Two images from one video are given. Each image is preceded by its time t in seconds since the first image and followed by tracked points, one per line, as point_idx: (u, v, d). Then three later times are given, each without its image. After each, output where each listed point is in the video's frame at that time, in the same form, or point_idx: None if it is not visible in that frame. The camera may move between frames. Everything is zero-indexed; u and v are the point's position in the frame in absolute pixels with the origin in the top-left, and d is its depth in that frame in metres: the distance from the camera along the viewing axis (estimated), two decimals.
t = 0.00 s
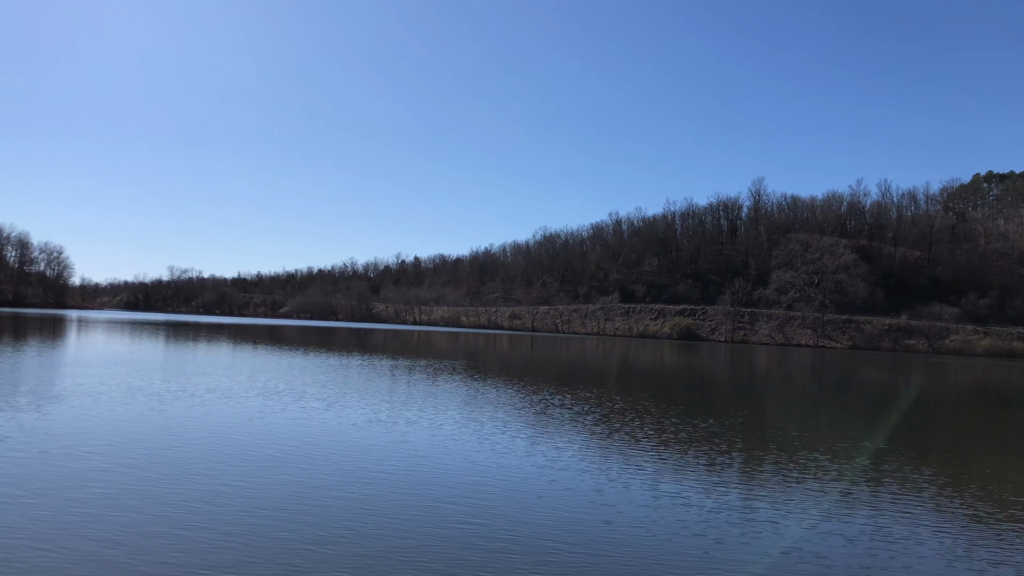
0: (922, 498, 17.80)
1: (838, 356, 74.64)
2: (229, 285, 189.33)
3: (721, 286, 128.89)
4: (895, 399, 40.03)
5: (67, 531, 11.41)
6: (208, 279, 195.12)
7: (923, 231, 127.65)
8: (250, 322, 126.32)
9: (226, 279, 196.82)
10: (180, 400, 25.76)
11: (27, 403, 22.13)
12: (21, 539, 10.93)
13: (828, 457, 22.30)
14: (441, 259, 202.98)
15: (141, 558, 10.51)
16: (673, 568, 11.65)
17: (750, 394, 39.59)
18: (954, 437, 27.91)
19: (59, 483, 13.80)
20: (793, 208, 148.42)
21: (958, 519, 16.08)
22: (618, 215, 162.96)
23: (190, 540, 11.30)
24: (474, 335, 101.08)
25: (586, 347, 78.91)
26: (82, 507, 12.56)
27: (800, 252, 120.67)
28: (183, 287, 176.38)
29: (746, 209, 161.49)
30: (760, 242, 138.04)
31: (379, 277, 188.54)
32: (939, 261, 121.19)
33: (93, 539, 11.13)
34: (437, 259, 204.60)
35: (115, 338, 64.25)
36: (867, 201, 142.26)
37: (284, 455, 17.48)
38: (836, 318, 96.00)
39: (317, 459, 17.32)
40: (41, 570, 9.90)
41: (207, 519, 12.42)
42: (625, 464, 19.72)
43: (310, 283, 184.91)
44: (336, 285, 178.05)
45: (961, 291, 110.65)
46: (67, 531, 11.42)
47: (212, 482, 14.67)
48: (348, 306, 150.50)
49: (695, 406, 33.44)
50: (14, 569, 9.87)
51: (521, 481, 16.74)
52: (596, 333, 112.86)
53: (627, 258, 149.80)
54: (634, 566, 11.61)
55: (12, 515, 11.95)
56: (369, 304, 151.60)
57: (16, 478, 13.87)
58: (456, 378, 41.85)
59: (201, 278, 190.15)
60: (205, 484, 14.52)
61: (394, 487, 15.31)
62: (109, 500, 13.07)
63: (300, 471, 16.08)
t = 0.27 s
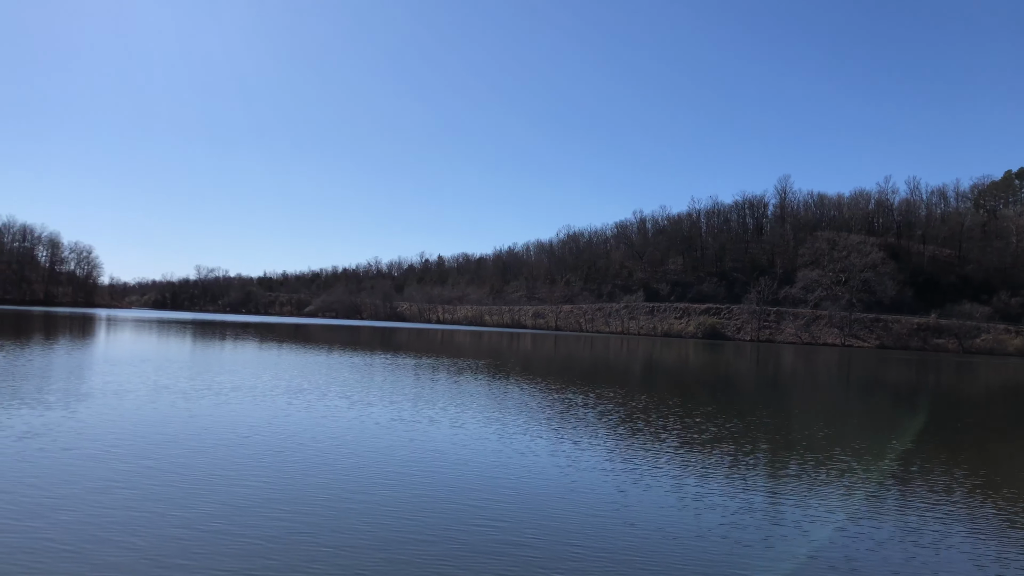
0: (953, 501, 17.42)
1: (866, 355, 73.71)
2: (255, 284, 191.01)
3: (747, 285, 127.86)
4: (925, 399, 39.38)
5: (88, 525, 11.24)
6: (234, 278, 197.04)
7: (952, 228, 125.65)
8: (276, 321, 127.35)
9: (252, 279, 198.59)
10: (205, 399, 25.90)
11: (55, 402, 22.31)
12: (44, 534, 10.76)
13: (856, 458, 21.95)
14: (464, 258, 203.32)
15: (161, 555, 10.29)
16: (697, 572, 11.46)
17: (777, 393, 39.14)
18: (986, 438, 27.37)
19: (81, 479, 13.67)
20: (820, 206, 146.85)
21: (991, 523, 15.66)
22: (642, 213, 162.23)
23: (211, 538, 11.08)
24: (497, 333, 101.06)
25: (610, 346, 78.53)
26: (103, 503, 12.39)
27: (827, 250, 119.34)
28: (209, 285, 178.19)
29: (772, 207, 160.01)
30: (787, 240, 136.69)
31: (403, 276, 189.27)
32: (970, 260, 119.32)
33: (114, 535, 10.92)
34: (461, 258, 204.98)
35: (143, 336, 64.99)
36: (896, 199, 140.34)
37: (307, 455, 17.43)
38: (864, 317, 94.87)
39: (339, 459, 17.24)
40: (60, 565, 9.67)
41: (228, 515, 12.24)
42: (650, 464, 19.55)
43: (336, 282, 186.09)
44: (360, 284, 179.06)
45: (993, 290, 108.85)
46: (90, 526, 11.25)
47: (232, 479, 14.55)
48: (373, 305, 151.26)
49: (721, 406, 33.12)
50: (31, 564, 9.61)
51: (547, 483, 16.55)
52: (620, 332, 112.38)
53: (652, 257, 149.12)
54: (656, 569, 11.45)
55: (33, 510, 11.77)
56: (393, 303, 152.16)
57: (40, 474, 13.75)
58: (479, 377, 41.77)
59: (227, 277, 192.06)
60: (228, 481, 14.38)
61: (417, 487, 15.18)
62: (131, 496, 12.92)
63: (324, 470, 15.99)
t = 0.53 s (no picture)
0: (985, 502, 17.09)
1: (895, 354, 72.70)
2: (280, 282, 192.55)
3: (773, 282, 126.73)
4: (955, 398, 38.76)
5: (105, 524, 11.21)
6: (260, 276, 198.77)
7: (983, 225, 123.47)
8: (302, 318, 128.27)
9: (278, 277, 200.19)
10: (229, 397, 26.07)
11: (82, 399, 22.56)
12: (60, 532, 10.72)
13: (884, 458, 21.63)
14: (488, 256, 203.42)
15: (176, 555, 10.20)
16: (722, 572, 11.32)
17: (803, 392, 38.73)
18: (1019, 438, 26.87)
19: (101, 477, 13.68)
20: (847, 203, 145.08)
21: None
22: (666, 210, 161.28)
23: (227, 538, 10.99)
24: (521, 332, 101.05)
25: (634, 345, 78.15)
26: (121, 502, 12.36)
27: (854, 248, 117.88)
28: (235, 283, 179.90)
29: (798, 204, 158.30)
30: (813, 238, 135.29)
31: (427, 275, 189.78)
32: (1001, 257, 117.29)
33: (131, 534, 10.87)
34: (485, 256, 205.09)
35: (170, 334, 65.68)
36: (925, 195, 138.20)
37: (328, 452, 17.45)
38: (892, 315, 93.70)
39: (360, 456, 17.26)
40: (75, 565, 9.61)
41: (245, 514, 12.19)
42: (673, 464, 19.39)
43: (360, 280, 187.06)
44: (384, 282, 179.91)
45: None
46: (106, 524, 11.21)
47: (250, 478, 14.54)
48: (397, 304, 151.90)
49: (745, 405, 32.80)
50: (46, 565, 9.55)
51: (568, 481, 16.45)
52: (645, 330, 111.87)
53: (676, 255, 148.29)
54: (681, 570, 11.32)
55: (51, 508, 11.77)
56: (417, 301, 152.61)
57: (59, 472, 13.78)
58: (502, 375, 41.73)
59: (254, 275, 193.78)
60: (246, 480, 14.35)
61: (436, 485, 15.11)
62: (149, 494, 12.91)
63: (344, 468, 15.97)
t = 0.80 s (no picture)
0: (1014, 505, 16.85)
1: (925, 354, 71.56)
2: (306, 282, 194.06)
3: (800, 281, 125.54)
4: (985, 399, 38.19)
5: (128, 522, 11.19)
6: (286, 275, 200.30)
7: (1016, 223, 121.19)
8: (327, 318, 129.16)
9: (304, 277, 201.82)
10: (256, 396, 26.24)
11: (110, 398, 22.78)
12: (83, 531, 10.71)
13: (913, 459, 21.40)
14: (512, 256, 203.51)
15: (199, 555, 10.14)
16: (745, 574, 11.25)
17: (831, 392, 38.34)
18: None
19: (125, 476, 13.69)
20: (875, 201, 143.20)
21: None
22: (692, 209, 160.29)
23: (250, 537, 10.93)
24: (545, 331, 100.93)
25: (660, 344, 77.82)
26: (145, 500, 12.34)
27: (883, 246, 116.42)
28: (262, 283, 181.46)
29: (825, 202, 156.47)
30: (841, 236, 133.79)
31: (451, 274, 190.31)
32: None
33: (154, 533, 10.82)
34: (509, 255, 205.19)
35: (198, 334, 66.33)
36: (955, 192, 135.97)
37: (352, 451, 17.48)
38: (922, 314, 92.49)
39: (385, 456, 17.27)
40: (98, 564, 9.56)
41: (269, 512, 12.16)
42: (700, 465, 19.22)
43: (385, 280, 188.04)
44: (409, 282, 180.49)
45: None
46: (130, 522, 11.21)
47: (274, 476, 14.56)
48: (421, 303, 152.49)
49: (772, 405, 32.51)
50: (69, 564, 9.50)
51: (594, 482, 16.36)
52: (670, 329, 111.29)
53: (701, 253, 147.44)
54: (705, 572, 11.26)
55: (75, 506, 11.77)
56: (441, 300, 153.02)
57: (84, 470, 13.82)
58: (527, 374, 41.71)
59: (280, 275, 195.51)
60: (269, 478, 14.34)
61: (460, 485, 15.06)
62: (172, 492, 12.91)
63: (369, 467, 15.96)
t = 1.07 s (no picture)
0: None
1: (956, 356, 70.38)
2: (332, 281, 195.26)
3: (828, 282, 124.17)
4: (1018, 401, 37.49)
5: (145, 521, 11.18)
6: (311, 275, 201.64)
7: None
8: (352, 317, 129.91)
9: (330, 277, 203.10)
10: (280, 395, 26.39)
11: (136, 396, 22.97)
12: (100, 529, 10.70)
13: (943, 462, 21.07)
14: (536, 255, 203.33)
15: (214, 556, 10.08)
16: None
17: (859, 394, 37.88)
18: None
19: (145, 474, 13.71)
20: (905, 201, 141.09)
21: None
22: (718, 208, 159.05)
23: (266, 539, 10.86)
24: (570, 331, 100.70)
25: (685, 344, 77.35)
26: (163, 499, 12.34)
27: (913, 246, 114.76)
28: (288, 283, 182.94)
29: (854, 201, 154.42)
30: (869, 235, 131.95)
31: (475, 274, 190.48)
32: None
33: (170, 532, 10.78)
34: (534, 255, 205.00)
35: (225, 333, 66.96)
36: (988, 191, 133.58)
37: (373, 451, 17.50)
38: (953, 315, 91.06)
39: (406, 456, 17.25)
40: (113, 564, 9.51)
41: (286, 513, 12.12)
42: (725, 467, 19.02)
43: (409, 280, 188.68)
44: (434, 281, 180.89)
45: None
46: (147, 521, 11.19)
47: (293, 475, 14.55)
48: (445, 302, 152.84)
49: (799, 406, 32.18)
50: (85, 564, 9.47)
51: (617, 484, 16.21)
52: (696, 329, 110.54)
53: (728, 253, 146.32)
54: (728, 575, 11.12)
55: (94, 504, 11.78)
56: (465, 300, 153.24)
57: (106, 469, 13.87)
58: (551, 375, 41.64)
59: (306, 275, 196.89)
60: (287, 478, 14.31)
61: (481, 486, 14.99)
62: (191, 491, 12.91)
63: (390, 467, 15.95)
